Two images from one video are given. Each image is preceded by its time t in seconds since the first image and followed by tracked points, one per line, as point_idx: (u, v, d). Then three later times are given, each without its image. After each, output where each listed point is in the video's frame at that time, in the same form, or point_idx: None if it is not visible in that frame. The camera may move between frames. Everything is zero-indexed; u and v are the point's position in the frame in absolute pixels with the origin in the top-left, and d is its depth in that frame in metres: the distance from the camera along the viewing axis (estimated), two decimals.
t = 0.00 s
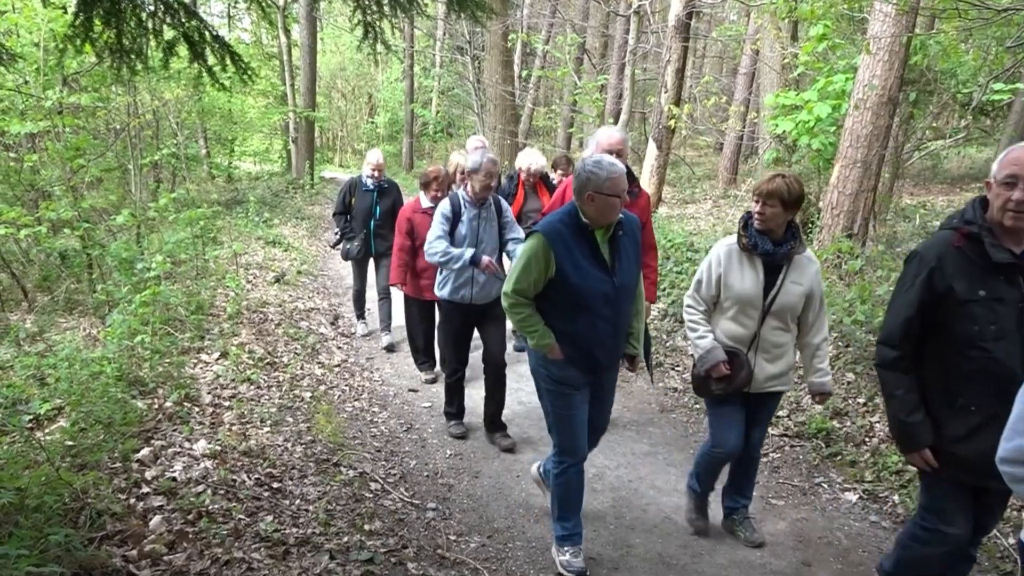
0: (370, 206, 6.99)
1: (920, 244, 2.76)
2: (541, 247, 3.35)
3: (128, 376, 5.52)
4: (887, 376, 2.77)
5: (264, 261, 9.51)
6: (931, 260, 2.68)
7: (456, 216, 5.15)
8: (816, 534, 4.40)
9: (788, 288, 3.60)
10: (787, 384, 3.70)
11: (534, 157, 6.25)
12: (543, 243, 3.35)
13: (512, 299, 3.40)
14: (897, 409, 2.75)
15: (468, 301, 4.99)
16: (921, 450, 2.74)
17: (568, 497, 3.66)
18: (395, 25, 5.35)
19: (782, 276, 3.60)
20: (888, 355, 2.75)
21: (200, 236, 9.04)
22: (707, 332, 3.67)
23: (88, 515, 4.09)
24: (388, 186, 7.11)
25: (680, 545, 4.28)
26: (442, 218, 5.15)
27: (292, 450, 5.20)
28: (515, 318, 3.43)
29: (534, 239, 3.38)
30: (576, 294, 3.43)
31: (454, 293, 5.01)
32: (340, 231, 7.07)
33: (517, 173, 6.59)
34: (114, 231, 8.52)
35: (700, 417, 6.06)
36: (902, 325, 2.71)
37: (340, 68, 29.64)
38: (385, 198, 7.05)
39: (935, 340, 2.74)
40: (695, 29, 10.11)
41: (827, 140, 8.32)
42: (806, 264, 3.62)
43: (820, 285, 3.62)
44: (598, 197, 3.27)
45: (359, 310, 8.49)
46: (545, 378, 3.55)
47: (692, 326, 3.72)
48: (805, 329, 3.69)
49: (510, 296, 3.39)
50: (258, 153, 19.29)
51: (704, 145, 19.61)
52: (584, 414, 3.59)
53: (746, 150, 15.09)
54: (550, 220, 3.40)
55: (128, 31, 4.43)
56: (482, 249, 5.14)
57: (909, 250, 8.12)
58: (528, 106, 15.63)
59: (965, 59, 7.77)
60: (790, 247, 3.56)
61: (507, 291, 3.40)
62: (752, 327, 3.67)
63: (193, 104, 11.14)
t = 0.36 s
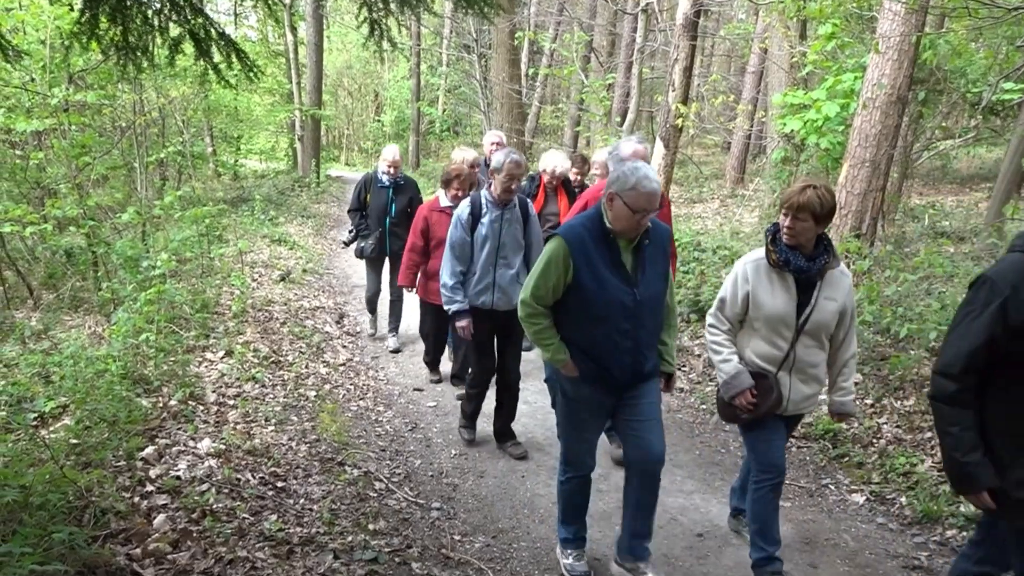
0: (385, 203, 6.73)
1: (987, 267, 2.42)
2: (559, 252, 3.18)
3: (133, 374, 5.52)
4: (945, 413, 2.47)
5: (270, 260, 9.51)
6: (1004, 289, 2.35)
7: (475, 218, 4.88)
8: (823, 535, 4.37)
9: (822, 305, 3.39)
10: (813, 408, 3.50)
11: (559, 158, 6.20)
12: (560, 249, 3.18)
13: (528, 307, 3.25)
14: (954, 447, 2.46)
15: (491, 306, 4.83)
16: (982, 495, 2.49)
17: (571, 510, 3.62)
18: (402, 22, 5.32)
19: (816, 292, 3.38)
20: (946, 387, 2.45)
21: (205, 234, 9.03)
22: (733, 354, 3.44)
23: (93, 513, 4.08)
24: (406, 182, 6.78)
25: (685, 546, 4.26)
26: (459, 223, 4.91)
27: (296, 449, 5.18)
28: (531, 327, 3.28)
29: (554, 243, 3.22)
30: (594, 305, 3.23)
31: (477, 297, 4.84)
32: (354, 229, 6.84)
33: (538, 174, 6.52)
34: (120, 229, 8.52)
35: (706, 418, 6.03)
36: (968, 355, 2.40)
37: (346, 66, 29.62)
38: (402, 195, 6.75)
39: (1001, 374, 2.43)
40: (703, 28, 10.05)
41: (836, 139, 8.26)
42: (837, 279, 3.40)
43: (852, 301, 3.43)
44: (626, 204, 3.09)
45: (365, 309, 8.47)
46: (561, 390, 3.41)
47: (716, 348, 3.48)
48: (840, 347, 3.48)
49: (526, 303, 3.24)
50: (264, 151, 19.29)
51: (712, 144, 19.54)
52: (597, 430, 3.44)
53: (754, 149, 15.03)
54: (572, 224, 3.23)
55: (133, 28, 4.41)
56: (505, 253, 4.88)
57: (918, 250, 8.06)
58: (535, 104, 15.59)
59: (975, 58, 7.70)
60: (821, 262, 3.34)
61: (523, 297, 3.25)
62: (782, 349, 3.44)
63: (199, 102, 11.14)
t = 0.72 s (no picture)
0: (390, 205, 6.65)
1: None
2: (604, 261, 2.94)
3: (134, 374, 5.51)
4: None
5: (272, 259, 9.50)
6: None
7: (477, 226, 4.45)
8: (827, 536, 4.34)
9: (851, 302, 3.09)
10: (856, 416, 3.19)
11: (588, 159, 6.08)
12: (604, 258, 2.94)
13: (565, 316, 3.03)
14: None
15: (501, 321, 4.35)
16: None
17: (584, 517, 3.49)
18: (405, 20, 5.29)
19: (842, 289, 3.08)
20: None
21: (207, 234, 9.02)
22: (775, 374, 3.08)
23: (94, 514, 4.07)
24: (409, 181, 6.72)
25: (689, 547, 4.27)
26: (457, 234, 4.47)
27: (298, 449, 5.17)
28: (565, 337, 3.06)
29: (602, 248, 2.98)
30: (632, 324, 2.95)
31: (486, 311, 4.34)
32: (359, 232, 6.72)
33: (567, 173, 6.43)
34: (122, 228, 8.51)
35: (708, 420, 6.00)
36: None
37: (348, 65, 29.59)
38: (407, 195, 6.69)
39: None
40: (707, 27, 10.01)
41: (840, 138, 8.23)
42: (857, 271, 3.10)
43: (877, 291, 3.15)
44: (688, 225, 2.77)
45: (367, 308, 8.45)
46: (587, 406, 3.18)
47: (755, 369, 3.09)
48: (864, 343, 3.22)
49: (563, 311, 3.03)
50: (266, 150, 19.29)
51: (716, 143, 19.50)
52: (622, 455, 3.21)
53: (758, 148, 14.98)
54: (625, 231, 2.96)
55: (136, 26, 4.39)
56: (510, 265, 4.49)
57: (922, 250, 8.03)
58: (538, 103, 15.57)
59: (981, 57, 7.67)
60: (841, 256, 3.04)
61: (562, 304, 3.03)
62: (818, 355, 3.11)
63: (201, 101, 11.13)
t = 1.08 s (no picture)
0: (389, 209, 6.50)
1: None
2: (644, 259, 2.61)
3: (134, 375, 5.48)
4: None
5: (272, 259, 9.48)
6: None
7: (470, 227, 4.24)
8: (830, 539, 4.33)
9: (901, 326, 2.81)
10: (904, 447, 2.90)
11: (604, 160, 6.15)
12: (644, 256, 2.61)
13: (597, 316, 2.74)
14: None
15: (493, 327, 4.26)
16: None
17: None
18: (406, 19, 5.26)
19: (893, 313, 2.79)
20: None
21: (207, 234, 8.99)
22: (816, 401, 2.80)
23: (94, 515, 4.04)
24: (407, 186, 6.58)
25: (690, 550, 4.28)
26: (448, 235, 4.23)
27: (298, 450, 5.15)
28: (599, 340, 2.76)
29: (642, 247, 2.64)
30: (675, 334, 2.58)
31: (478, 316, 4.27)
32: (356, 239, 6.55)
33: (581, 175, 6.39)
34: (121, 228, 8.48)
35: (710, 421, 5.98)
36: None
37: (348, 64, 29.55)
38: (405, 199, 6.55)
39: None
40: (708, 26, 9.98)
41: (843, 138, 8.21)
42: (908, 294, 2.84)
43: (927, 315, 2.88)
44: (733, 220, 2.48)
45: (367, 309, 8.42)
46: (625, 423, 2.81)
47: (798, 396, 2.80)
48: (909, 370, 2.94)
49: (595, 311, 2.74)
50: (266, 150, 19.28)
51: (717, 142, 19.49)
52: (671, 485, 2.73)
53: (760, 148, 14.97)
54: (669, 229, 2.63)
55: (136, 24, 4.37)
56: (504, 267, 4.35)
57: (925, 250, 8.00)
58: (539, 103, 15.55)
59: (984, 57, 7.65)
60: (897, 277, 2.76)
61: (596, 305, 2.75)
62: (864, 382, 2.82)
63: (201, 100, 11.10)
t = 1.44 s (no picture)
0: (386, 209, 6.44)
1: None
2: (652, 288, 2.38)
3: (132, 373, 5.46)
4: None
5: (271, 257, 9.46)
6: None
7: (480, 243, 4.14)
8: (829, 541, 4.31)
9: (1003, 348, 2.58)
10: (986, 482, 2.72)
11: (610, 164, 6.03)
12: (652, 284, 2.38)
13: (606, 357, 2.51)
14: None
15: (502, 349, 4.09)
16: None
17: None
18: (406, 17, 5.24)
19: (998, 332, 2.56)
20: None
21: (206, 232, 8.96)
22: (894, 420, 2.61)
23: (90, 514, 4.02)
24: (407, 185, 6.52)
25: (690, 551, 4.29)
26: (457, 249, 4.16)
27: (296, 449, 5.12)
28: (612, 385, 2.52)
29: (645, 273, 2.42)
30: (702, 359, 2.39)
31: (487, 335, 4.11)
32: (353, 240, 6.49)
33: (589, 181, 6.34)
34: (119, 225, 8.44)
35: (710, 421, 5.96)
36: None
37: (348, 62, 29.47)
38: (404, 200, 6.48)
39: None
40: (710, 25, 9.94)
41: (844, 139, 8.18)
42: (1016, 315, 2.62)
43: None
44: (742, 219, 2.28)
45: (367, 308, 8.39)
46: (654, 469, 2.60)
47: (875, 413, 2.61)
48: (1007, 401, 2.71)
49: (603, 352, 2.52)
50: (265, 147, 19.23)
51: (718, 142, 19.45)
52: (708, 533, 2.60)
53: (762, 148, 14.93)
54: (672, 248, 2.42)
55: (135, 21, 4.35)
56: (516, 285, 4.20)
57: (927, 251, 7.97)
58: (540, 102, 15.52)
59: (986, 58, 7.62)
60: (1009, 295, 2.52)
61: (603, 344, 2.51)
62: (956, 406, 2.61)
63: (200, 97, 11.07)
